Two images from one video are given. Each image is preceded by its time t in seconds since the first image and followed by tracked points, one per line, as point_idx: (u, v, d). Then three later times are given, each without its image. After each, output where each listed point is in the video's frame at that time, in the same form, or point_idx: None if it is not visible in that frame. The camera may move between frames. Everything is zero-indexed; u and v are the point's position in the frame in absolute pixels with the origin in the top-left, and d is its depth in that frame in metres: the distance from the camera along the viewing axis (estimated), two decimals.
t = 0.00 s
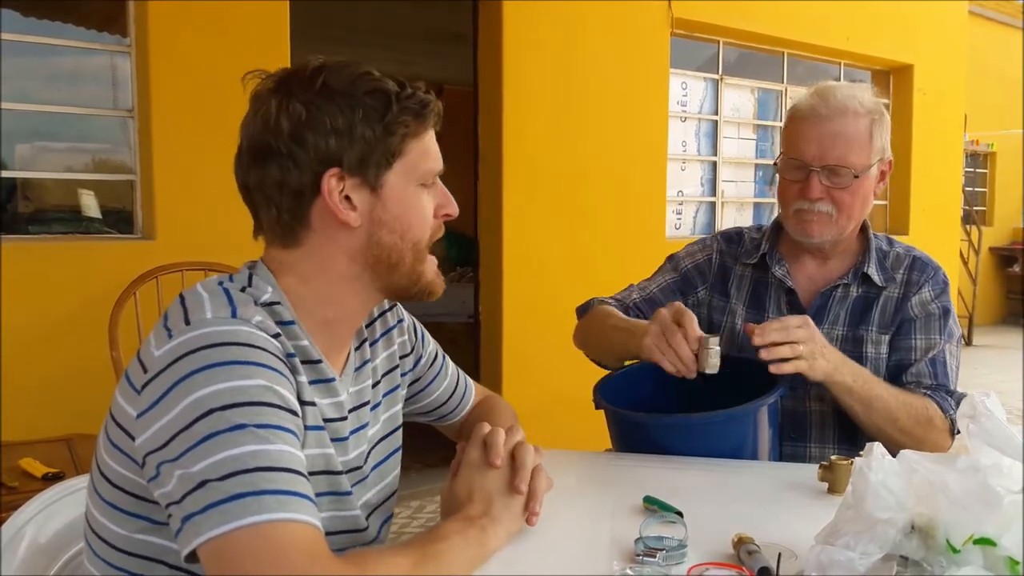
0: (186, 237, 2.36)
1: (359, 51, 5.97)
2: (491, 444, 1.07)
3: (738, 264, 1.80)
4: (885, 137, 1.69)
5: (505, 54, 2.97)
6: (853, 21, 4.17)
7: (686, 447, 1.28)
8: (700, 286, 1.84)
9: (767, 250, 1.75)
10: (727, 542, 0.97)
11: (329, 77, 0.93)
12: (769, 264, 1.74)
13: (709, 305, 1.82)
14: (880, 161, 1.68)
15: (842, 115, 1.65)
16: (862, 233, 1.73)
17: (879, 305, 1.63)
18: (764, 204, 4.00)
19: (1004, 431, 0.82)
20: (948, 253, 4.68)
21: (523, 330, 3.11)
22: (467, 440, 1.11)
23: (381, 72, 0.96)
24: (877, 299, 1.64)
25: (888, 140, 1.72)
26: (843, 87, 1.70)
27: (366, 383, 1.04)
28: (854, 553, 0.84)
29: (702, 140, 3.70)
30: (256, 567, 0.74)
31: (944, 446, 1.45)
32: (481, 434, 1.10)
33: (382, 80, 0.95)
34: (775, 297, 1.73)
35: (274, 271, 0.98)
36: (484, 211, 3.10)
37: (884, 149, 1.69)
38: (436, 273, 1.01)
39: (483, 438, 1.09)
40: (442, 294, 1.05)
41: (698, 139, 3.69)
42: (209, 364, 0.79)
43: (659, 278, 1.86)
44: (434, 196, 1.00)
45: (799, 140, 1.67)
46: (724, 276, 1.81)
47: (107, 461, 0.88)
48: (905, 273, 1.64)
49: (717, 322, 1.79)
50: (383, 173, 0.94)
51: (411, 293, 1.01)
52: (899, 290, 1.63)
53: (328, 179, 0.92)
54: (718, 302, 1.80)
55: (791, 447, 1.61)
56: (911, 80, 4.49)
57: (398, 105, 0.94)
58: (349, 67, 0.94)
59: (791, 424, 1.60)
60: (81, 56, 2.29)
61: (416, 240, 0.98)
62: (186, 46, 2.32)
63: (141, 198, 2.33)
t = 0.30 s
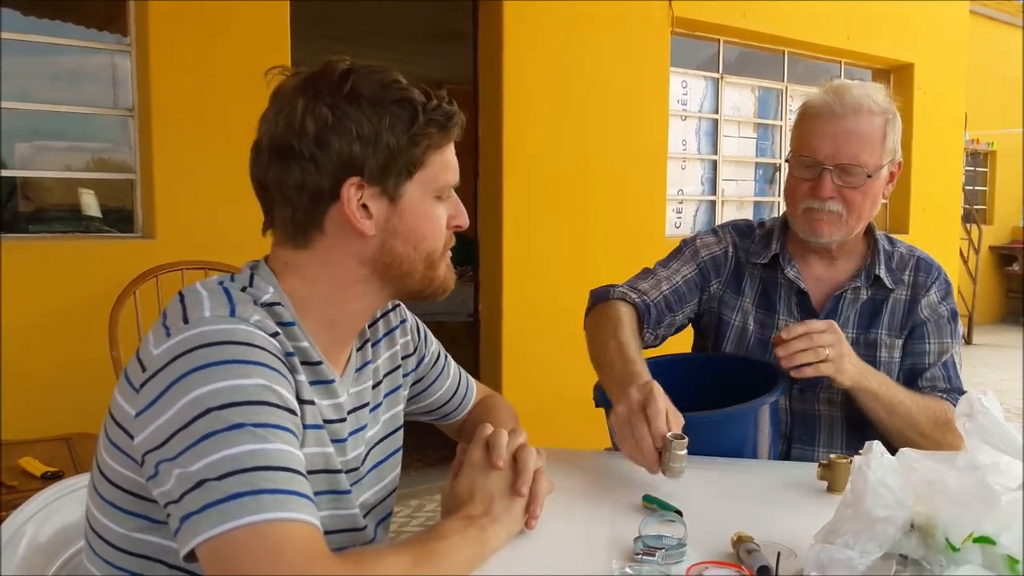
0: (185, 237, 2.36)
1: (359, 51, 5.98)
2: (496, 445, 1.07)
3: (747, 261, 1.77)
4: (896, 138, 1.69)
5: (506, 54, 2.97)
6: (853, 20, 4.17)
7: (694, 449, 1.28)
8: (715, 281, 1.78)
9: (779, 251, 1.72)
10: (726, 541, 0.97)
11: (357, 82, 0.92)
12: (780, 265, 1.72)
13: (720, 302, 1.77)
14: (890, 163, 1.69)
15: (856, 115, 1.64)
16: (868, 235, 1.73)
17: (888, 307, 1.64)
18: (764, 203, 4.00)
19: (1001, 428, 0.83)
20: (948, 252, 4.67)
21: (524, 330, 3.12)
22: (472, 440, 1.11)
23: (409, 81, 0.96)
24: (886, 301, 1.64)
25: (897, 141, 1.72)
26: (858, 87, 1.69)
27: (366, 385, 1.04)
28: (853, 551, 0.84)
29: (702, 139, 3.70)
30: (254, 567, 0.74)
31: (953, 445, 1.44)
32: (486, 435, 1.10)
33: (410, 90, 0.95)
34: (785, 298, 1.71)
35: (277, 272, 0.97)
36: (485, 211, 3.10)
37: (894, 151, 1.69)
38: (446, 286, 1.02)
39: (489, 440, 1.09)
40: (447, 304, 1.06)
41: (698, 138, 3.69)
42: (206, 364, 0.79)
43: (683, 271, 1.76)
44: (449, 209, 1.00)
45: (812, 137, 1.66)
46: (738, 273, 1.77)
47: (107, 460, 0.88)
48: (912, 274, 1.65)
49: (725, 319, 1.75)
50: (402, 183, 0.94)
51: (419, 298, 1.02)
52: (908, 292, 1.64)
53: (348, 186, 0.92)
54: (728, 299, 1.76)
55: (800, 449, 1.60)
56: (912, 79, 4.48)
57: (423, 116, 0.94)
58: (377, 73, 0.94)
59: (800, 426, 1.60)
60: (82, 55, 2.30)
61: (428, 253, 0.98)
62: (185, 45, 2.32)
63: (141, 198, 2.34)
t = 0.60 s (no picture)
0: (184, 237, 2.35)
1: (358, 51, 5.99)
2: (496, 446, 1.07)
3: (748, 263, 1.77)
4: (901, 139, 1.69)
5: (505, 55, 2.97)
6: (852, 21, 4.18)
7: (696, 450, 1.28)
8: (717, 282, 1.78)
9: (784, 253, 1.72)
10: (725, 541, 0.97)
11: (358, 82, 0.93)
12: (785, 267, 1.72)
13: (723, 304, 1.78)
14: (893, 164, 1.69)
15: (861, 115, 1.64)
16: (870, 238, 1.73)
17: (891, 311, 1.65)
18: (763, 204, 4.01)
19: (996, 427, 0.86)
20: (947, 253, 4.68)
21: (524, 331, 3.12)
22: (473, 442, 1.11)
23: (415, 86, 0.96)
24: (889, 304, 1.65)
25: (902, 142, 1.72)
26: (864, 87, 1.69)
27: (363, 387, 1.03)
28: (851, 552, 0.84)
29: (701, 140, 3.70)
30: (249, 569, 0.74)
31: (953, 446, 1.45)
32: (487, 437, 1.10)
33: (412, 95, 0.95)
34: (788, 300, 1.71)
35: (273, 273, 0.97)
36: (484, 211, 3.09)
37: (898, 153, 1.69)
38: (436, 294, 1.01)
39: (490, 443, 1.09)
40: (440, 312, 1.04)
41: (696, 138, 3.69)
42: (200, 364, 0.79)
43: (685, 274, 1.75)
44: (445, 220, 0.99)
45: (815, 138, 1.66)
46: (741, 276, 1.76)
47: (104, 461, 0.88)
48: (915, 278, 1.65)
49: (727, 321, 1.76)
50: (392, 186, 0.93)
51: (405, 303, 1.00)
52: (911, 296, 1.65)
53: (335, 183, 0.92)
54: (731, 301, 1.77)
55: (801, 451, 1.60)
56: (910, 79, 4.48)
57: (421, 120, 0.94)
58: (379, 75, 0.94)
59: (802, 428, 1.60)
60: (79, 55, 2.29)
61: (416, 259, 0.97)
62: (183, 45, 2.32)
63: (139, 198, 2.33)
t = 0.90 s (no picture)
0: (184, 237, 2.35)
1: (357, 51, 5.99)
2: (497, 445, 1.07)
3: (743, 263, 1.79)
4: (896, 138, 1.69)
5: (504, 56, 2.97)
6: (851, 21, 4.18)
7: (692, 447, 1.27)
8: (698, 286, 1.81)
9: (778, 250, 1.73)
10: (723, 540, 0.97)
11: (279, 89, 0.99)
12: (780, 264, 1.73)
13: (708, 307, 1.80)
14: (890, 162, 1.68)
15: (856, 115, 1.64)
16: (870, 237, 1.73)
17: (891, 310, 1.64)
18: (762, 204, 4.01)
19: (994, 425, 0.87)
20: (947, 252, 4.69)
21: (524, 330, 3.12)
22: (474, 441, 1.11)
23: (317, 75, 0.96)
24: (888, 304, 1.65)
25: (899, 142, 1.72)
26: (859, 87, 1.69)
27: (367, 391, 1.04)
28: (850, 551, 0.83)
29: (700, 140, 3.70)
30: (243, 567, 0.74)
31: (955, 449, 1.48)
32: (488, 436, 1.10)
33: (305, 86, 0.95)
34: (784, 297, 1.72)
35: (273, 275, 0.99)
36: (484, 211, 3.09)
37: (895, 151, 1.69)
38: (342, 296, 0.92)
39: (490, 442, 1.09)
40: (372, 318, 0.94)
41: (695, 138, 3.69)
42: (196, 363, 0.79)
43: (648, 285, 1.83)
44: (348, 213, 0.92)
45: (813, 138, 1.66)
46: (728, 277, 1.79)
47: (103, 458, 0.88)
48: (915, 278, 1.65)
49: (719, 322, 1.78)
50: (285, 180, 0.94)
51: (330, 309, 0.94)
52: (911, 296, 1.64)
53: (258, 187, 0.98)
54: (721, 300, 1.79)
55: (798, 449, 1.60)
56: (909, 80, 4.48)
57: (297, 107, 0.93)
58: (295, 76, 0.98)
59: (801, 426, 1.60)
60: (79, 54, 2.29)
61: (313, 255, 0.92)
62: (182, 45, 2.32)
63: (138, 197, 2.33)
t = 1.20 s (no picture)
0: (184, 235, 2.35)
1: (358, 50, 5.99)
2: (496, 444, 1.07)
3: (736, 264, 1.80)
4: (868, 134, 1.67)
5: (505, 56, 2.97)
6: (852, 20, 4.17)
7: (685, 445, 1.27)
8: (692, 291, 1.82)
9: (768, 247, 1.74)
10: (724, 539, 0.97)
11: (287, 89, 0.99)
12: (770, 261, 1.74)
13: (701, 311, 1.81)
14: (864, 158, 1.66)
15: (818, 118, 1.64)
16: (862, 232, 1.71)
17: (884, 303, 1.63)
18: (762, 203, 4.01)
19: (994, 424, 0.88)
20: (947, 251, 4.69)
21: (524, 328, 3.12)
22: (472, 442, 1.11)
23: (324, 77, 0.96)
24: (881, 297, 1.63)
25: (875, 136, 1.69)
26: (822, 88, 1.69)
27: (370, 399, 1.03)
28: (850, 550, 0.83)
29: (701, 139, 3.70)
30: (245, 566, 0.74)
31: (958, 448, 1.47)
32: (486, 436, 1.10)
33: (313, 90, 0.95)
34: (776, 293, 1.73)
35: (276, 276, 1.00)
36: (484, 211, 3.09)
37: (868, 147, 1.67)
38: (342, 303, 0.91)
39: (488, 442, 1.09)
40: (374, 326, 0.94)
41: (696, 137, 3.68)
42: (192, 359, 0.79)
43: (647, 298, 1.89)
44: (352, 218, 0.92)
45: (779, 146, 1.67)
46: (720, 279, 1.80)
47: (100, 457, 0.88)
48: (909, 273, 1.63)
49: (713, 323, 1.78)
50: (290, 183, 0.94)
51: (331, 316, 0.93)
52: (904, 290, 1.62)
53: (263, 188, 0.99)
54: (713, 302, 1.80)
55: (791, 439, 1.60)
56: (909, 78, 4.48)
57: (303, 110, 0.94)
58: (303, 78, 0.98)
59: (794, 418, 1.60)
60: (79, 53, 2.29)
61: (314, 260, 0.92)
62: (182, 44, 2.31)
63: (138, 196, 2.33)
